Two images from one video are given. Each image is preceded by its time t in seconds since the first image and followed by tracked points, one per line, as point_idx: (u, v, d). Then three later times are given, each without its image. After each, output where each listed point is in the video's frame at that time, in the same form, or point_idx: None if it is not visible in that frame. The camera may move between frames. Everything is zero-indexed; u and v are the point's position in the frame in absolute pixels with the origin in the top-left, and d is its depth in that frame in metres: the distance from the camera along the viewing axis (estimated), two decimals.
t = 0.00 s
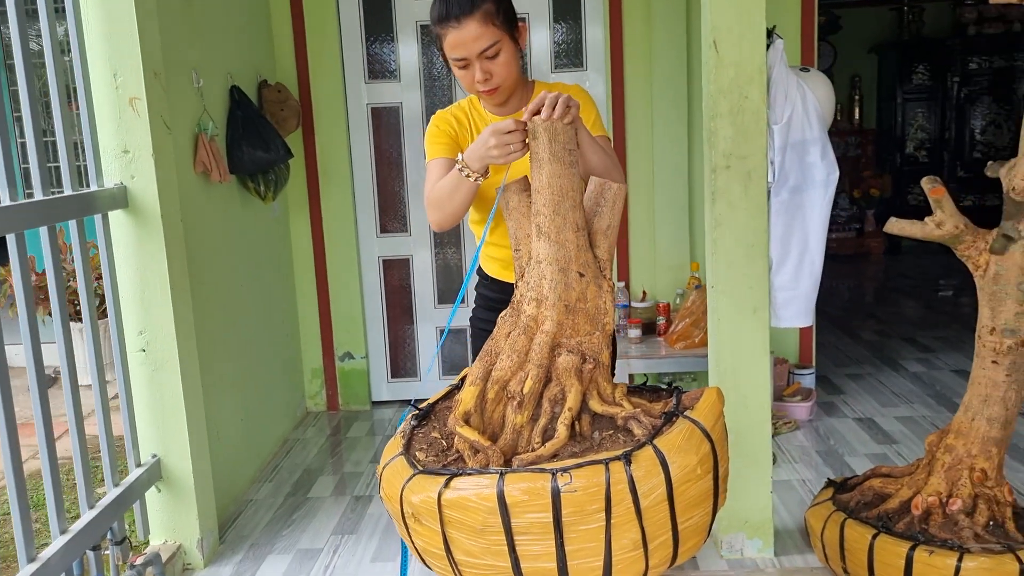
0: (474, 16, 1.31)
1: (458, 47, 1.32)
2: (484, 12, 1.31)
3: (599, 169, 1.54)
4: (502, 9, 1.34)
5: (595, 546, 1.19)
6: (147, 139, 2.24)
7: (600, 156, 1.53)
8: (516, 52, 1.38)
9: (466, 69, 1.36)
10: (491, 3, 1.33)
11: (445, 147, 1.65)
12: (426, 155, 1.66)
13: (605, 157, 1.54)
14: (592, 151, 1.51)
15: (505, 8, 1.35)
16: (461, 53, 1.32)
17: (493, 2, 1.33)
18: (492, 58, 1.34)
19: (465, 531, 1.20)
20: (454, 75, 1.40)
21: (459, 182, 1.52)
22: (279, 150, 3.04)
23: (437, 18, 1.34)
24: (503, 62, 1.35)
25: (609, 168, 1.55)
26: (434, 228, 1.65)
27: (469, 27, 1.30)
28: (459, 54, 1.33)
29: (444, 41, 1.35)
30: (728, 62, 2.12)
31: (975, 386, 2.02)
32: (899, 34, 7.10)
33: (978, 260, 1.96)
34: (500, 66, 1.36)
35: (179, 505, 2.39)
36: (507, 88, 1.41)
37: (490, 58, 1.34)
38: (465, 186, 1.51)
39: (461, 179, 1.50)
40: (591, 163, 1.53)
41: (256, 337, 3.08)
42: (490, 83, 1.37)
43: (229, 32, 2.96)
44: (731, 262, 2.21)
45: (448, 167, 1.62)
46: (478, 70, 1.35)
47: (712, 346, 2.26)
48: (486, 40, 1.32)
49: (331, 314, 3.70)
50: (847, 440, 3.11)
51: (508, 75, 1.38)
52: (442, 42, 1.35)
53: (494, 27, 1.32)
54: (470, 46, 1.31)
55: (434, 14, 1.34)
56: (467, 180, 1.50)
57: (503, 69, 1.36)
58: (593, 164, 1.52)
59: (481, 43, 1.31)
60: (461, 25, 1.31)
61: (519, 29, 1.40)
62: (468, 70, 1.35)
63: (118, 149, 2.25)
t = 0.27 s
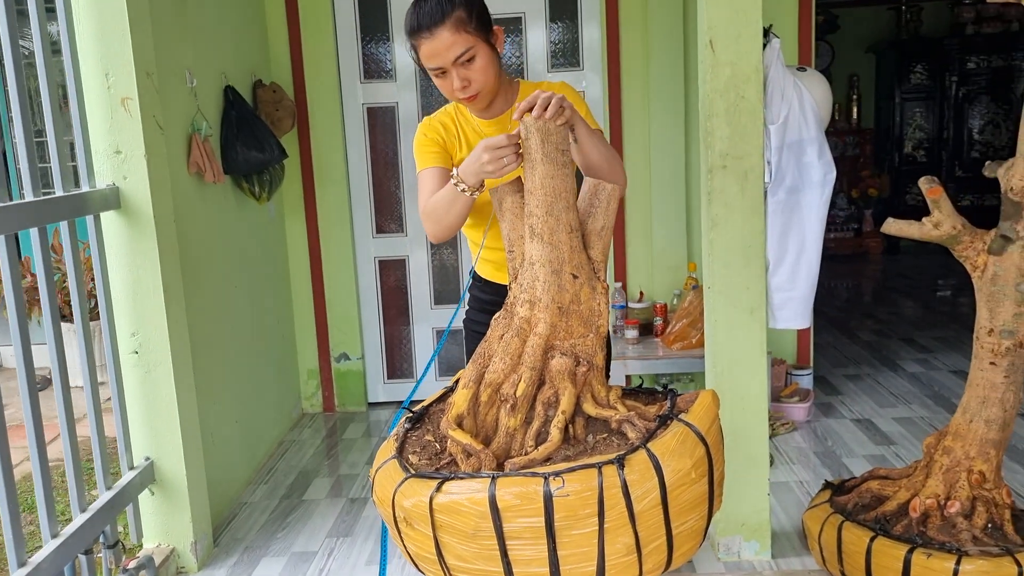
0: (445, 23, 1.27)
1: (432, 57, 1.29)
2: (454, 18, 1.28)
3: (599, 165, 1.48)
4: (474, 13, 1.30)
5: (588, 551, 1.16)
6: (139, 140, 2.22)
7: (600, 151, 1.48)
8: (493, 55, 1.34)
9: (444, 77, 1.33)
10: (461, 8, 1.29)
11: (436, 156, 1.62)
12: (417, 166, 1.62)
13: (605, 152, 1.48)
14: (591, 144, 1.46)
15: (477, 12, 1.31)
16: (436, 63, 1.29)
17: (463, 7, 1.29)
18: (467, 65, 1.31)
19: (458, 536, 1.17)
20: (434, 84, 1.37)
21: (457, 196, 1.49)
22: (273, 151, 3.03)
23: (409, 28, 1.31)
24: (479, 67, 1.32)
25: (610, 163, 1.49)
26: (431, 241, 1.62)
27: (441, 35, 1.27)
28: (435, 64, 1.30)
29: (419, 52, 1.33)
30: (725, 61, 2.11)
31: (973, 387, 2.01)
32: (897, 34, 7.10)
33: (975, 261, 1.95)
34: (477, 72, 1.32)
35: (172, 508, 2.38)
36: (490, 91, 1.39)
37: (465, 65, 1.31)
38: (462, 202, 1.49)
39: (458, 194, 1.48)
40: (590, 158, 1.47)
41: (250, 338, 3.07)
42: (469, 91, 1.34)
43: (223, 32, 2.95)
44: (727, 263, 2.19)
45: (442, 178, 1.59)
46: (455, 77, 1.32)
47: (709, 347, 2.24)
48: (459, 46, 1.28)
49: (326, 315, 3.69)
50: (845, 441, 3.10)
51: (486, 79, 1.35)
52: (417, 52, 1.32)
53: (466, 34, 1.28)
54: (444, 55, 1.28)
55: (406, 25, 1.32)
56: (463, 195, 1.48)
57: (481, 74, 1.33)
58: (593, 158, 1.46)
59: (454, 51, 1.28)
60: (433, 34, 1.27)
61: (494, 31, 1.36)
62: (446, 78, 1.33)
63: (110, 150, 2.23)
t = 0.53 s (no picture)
0: (438, 21, 1.28)
1: (428, 56, 1.29)
2: (447, 16, 1.28)
3: (599, 161, 1.48)
4: (467, 12, 1.31)
5: (583, 553, 1.16)
6: (136, 142, 2.22)
7: (598, 147, 1.47)
8: (487, 53, 1.34)
9: (440, 77, 1.32)
10: (454, 6, 1.30)
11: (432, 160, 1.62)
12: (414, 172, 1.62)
13: (604, 147, 1.48)
14: (589, 142, 1.45)
15: (469, 11, 1.31)
16: (432, 61, 1.29)
17: (455, 5, 1.30)
18: (463, 62, 1.30)
19: (453, 538, 1.17)
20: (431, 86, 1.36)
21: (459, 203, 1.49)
22: (271, 152, 3.04)
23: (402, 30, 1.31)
24: (475, 64, 1.31)
25: (609, 158, 1.49)
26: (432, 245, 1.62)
27: (435, 34, 1.27)
28: (430, 63, 1.30)
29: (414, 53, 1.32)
30: (722, 63, 2.11)
31: (970, 389, 2.01)
32: (896, 34, 7.11)
33: (973, 262, 1.95)
34: (473, 68, 1.31)
35: (170, 510, 2.38)
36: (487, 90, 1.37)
37: (461, 62, 1.30)
38: (460, 208, 1.49)
39: (455, 201, 1.48)
40: (589, 155, 1.47)
41: (248, 339, 3.07)
42: (466, 88, 1.33)
43: (220, 32, 2.95)
44: (725, 264, 2.19)
45: (440, 182, 1.59)
46: (452, 75, 1.31)
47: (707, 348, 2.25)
48: (454, 43, 1.28)
49: (325, 316, 3.68)
50: (843, 441, 3.10)
51: (483, 76, 1.34)
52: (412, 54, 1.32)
53: (460, 30, 1.28)
54: (439, 53, 1.28)
55: (400, 28, 1.32)
56: (461, 202, 1.47)
57: (477, 71, 1.32)
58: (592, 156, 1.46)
59: (449, 48, 1.28)
60: (427, 32, 1.28)
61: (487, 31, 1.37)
62: (442, 78, 1.32)
63: (107, 151, 2.23)
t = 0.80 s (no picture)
0: (427, 26, 1.29)
1: (418, 61, 1.30)
2: (435, 21, 1.29)
3: (593, 163, 1.50)
4: (456, 15, 1.32)
5: (577, 552, 1.16)
6: (134, 143, 2.23)
7: (591, 148, 1.49)
8: (477, 56, 1.35)
9: (431, 81, 1.34)
10: (443, 10, 1.30)
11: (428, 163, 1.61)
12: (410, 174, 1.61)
13: (597, 149, 1.50)
14: (582, 142, 1.48)
15: (459, 14, 1.32)
16: (422, 66, 1.30)
17: (444, 9, 1.31)
18: (453, 66, 1.31)
19: (448, 537, 1.17)
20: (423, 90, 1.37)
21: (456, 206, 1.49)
22: (269, 152, 3.03)
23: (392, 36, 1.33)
24: (465, 67, 1.32)
25: (602, 160, 1.51)
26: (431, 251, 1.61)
27: (424, 39, 1.29)
28: (420, 68, 1.31)
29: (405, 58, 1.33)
30: (717, 64, 2.11)
31: (965, 388, 2.01)
32: (894, 33, 7.12)
33: (967, 262, 1.96)
34: (463, 72, 1.32)
35: (168, 509, 2.39)
36: (479, 92, 1.38)
37: (452, 66, 1.31)
38: (459, 210, 1.48)
39: (454, 203, 1.47)
40: (582, 156, 1.49)
41: (246, 339, 3.07)
42: (456, 92, 1.34)
43: (218, 33, 2.95)
44: (721, 264, 2.20)
45: (436, 187, 1.58)
46: (442, 79, 1.32)
47: (703, 347, 2.25)
48: (443, 48, 1.29)
49: (323, 316, 3.69)
50: (840, 441, 3.11)
51: (474, 79, 1.35)
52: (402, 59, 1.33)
53: (450, 34, 1.29)
54: (429, 58, 1.29)
55: (389, 34, 1.33)
56: (459, 205, 1.47)
57: (467, 74, 1.33)
58: (585, 156, 1.48)
59: (439, 52, 1.29)
60: (417, 38, 1.29)
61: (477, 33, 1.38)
62: (433, 82, 1.33)
63: (105, 152, 2.24)
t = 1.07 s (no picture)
0: (404, 44, 1.34)
1: (397, 78, 1.36)
2: (413, 38, 1.34)
3: (589, 160, 1.54)
4: (435, 32, 1.36)
5: (569, 551, 1.17)
6: (130, 145, 2.24)
7: (585, 148, 1.53)
8: (457, 72, 1.40)
9: (411, 95, 1.40)
10: (421, 27, 1.35)
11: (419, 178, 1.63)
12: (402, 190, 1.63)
13: (590, 147, 1.54)
14: (577, 145, 1.51)
15: (438, 31, 1.36)
16: (401, 83, 1.37)
17: (422, 26, 1.35)
18: (430, 83, 1.37)
19: (441, 536, 1.18)
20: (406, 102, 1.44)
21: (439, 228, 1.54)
22: (266, 153, 3.04)
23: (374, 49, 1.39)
24: (443, 85, 1.37)
25: (597, 156, 1.56)
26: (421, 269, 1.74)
27: (402, 56, 1.35)
28: (399, 84, 1.37)
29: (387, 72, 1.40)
30: (711, 65, 2.12)
31: (957, 388, 2.02)
32: (891, 33, 7.12)
33: (959, 262, 1.97)
34: (441, 89, 1.38)
35: (165, 509, 2.40)
36: (459, 107, 1.43)
37: (429, 84, 1.37)
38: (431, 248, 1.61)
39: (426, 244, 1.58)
40: (579, 157, 1.53)
41: (244, 339, 3.09)
42: (435, 107, 1.40)
43: (215, 35, 2.97)
44: (715, 265, 2.21)
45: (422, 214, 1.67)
46: (420, 95, 1.38)
47: (697, 347, 2.27)
48: (420, 65, 1.35)
49: (320, 316, 3.71)
50: (835, 439, 3.12)
51: (452, 95, 1.40)
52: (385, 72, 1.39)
53: (427, 53, 1.35)
54: (406, 75, 1.35)
55: (372, 47, 1.39)
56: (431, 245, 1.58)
57: (445, 91, 1.39)
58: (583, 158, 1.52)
59: (416, 70, 1.35)
60: (394, 55, 1.35)
61: (459, 47, 1.42)
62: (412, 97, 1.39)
63: (102, 154, 2.25)
